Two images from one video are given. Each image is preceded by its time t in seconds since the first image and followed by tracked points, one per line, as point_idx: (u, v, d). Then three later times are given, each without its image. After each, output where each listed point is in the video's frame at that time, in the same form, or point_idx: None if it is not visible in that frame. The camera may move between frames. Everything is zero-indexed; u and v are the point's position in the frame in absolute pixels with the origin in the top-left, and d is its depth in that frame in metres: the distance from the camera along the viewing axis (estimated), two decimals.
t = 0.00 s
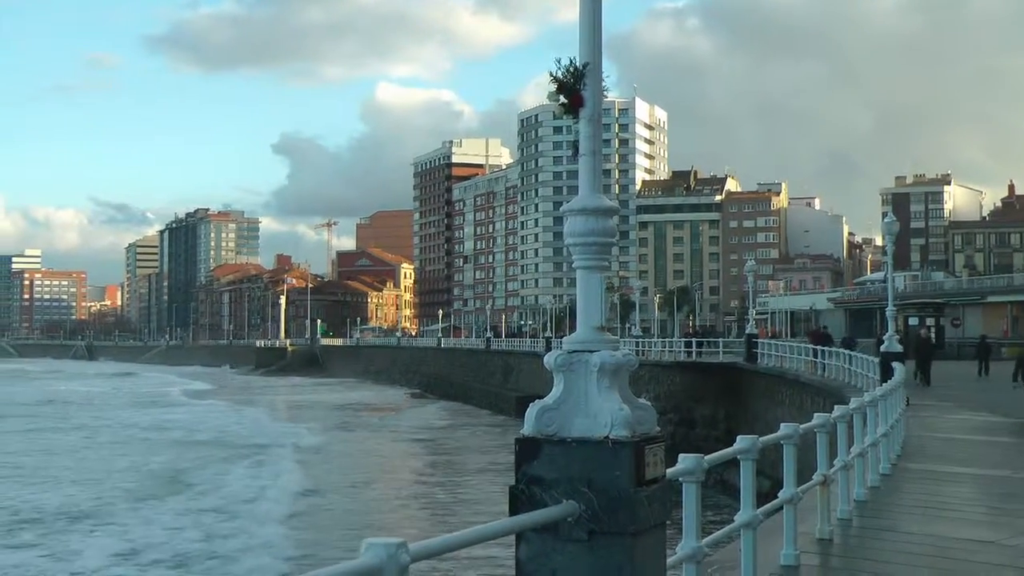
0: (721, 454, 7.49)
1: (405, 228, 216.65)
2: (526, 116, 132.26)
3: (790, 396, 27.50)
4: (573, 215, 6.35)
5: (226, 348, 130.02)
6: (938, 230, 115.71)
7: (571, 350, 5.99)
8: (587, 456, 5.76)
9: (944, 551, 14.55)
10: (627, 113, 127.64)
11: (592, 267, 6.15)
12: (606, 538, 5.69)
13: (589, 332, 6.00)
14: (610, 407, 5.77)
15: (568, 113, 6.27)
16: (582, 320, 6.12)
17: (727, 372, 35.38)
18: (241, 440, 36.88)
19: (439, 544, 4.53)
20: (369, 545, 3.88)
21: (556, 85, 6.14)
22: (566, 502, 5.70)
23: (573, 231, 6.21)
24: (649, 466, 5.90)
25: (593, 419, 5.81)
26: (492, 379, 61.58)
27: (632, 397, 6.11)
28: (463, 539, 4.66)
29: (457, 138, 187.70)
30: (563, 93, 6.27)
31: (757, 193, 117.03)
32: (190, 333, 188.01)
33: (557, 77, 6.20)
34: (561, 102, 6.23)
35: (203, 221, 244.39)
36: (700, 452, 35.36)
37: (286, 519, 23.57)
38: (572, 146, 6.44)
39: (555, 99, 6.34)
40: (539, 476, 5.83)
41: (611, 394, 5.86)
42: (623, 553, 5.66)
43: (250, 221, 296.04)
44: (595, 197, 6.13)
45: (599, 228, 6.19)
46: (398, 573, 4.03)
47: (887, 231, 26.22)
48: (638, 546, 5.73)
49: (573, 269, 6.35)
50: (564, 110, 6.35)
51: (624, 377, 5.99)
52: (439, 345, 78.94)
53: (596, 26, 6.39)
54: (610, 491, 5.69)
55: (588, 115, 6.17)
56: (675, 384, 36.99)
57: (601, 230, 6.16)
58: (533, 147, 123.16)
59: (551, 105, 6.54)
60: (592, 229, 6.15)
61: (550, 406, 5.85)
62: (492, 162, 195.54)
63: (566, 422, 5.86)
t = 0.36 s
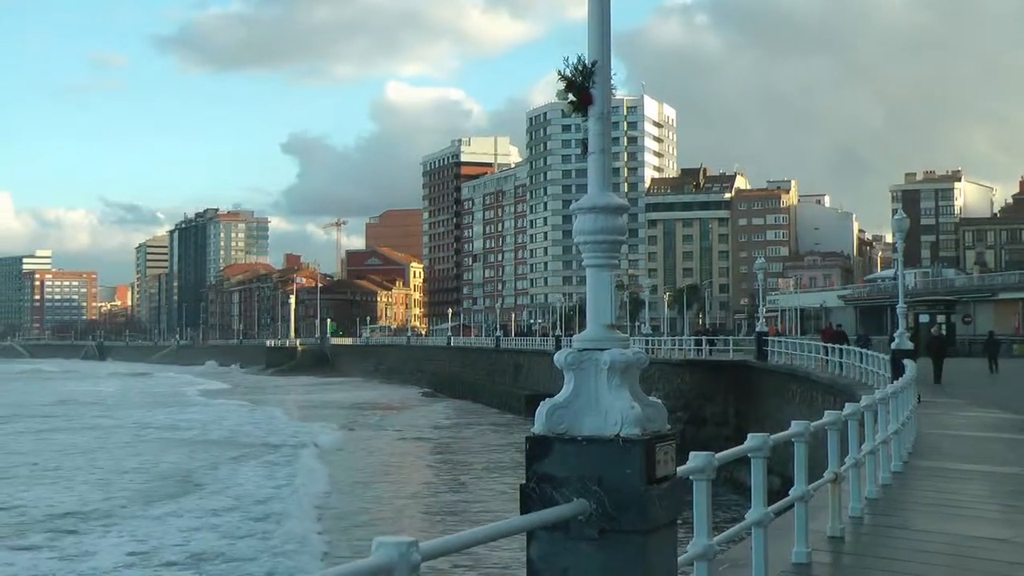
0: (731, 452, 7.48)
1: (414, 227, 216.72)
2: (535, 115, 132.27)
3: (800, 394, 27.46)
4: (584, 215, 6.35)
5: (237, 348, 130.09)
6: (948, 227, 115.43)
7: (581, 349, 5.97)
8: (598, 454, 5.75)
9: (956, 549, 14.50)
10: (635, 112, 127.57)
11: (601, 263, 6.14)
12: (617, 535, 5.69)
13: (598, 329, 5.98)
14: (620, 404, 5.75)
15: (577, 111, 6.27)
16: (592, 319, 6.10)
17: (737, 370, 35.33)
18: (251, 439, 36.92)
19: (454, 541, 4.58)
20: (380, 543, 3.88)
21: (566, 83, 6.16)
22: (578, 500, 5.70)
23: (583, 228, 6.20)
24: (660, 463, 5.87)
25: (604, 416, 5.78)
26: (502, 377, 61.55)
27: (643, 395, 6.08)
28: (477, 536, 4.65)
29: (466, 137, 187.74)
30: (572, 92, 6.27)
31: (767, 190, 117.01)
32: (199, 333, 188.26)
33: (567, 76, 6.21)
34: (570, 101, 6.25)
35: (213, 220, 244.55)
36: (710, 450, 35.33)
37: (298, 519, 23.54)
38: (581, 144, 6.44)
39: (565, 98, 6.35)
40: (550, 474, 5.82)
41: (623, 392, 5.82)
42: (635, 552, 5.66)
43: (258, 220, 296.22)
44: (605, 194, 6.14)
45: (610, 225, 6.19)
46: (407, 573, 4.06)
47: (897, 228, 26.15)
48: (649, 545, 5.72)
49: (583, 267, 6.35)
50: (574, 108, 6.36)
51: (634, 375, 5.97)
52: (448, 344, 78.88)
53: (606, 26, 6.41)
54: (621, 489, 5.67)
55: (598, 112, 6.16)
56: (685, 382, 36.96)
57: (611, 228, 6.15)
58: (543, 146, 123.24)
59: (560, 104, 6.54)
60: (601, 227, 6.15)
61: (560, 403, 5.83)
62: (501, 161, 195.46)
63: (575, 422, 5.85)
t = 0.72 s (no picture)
0: (752, 450, 7.48)
1: (432, 227, 216.75)
2: (553, 114, 132.33)
3: (821, 392, 27.37)
4: (602, 212, 6.36)
5: (256, 347, 130.40)
6: (970, 224, 114.82)
7: (602, 346, 5.95)
8: (619, 452, 5.73)
9: (980, 547, 14.43)
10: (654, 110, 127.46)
11: (622, 261, 6.14)
12: (637, 534, 5.68)
13: (619, 326, 5.97)
14: (640, 403, 5.73)
15: (597, 109, 6.29)
16: (613, 316, 6.10)
17: (758, 368, 35.25)
18: (271, 438, 36.97)
19: (475, 539, 4.60)
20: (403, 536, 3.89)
21: (585, 80, 6.18)
22: (600, 498, 5.70)
23: (602, 227, 6.21)
24: (681, 462, 5.85)
25: (625, 415, 5.76)
26: (522, 376, 61.48)
27: (663, 391, 6.07)
28: (498, 534, 4.66)
29: (484, 136, 187.81)
30: (592, 90, 6.31)
31: (786, 188, 117.16)
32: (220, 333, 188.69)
33: (587, 73, 6.23)
34: (590, 98, 6.27)
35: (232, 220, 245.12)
36: (731, 448, 35.29)
37: (319, 519, 23.53)
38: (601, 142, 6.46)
39: (585, 95, 6.36)
40: (571, 472, 5.80)
41: (643, 391, 5.80)
42: (657, 550, 5.66)
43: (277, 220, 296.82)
44: (625, 192, 6.14)
45: (629, 221, 6.19)
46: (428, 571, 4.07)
47: (918, 225, 26.03)
48: (670, 544, 5.72)
49: (602, 264, 6.35)
50: (593, 105, 6.37)
51: (654, 373, 5.95)
52: (468, 343, 78.83)
53: (625, 22, 6.42)
54: (642, 488, 5.66)
55: (618, 109, 6.19)
56: (706, 380, 36.90)
57: (630, 225, 6.15)
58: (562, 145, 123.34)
59: (580, 102, 6.55)
60: (621, 224, 6.15)
61: (581, 401, 5.82)
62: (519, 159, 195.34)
63: (597, 420, 5.83)
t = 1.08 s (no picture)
0: (770, 448, 7.47)
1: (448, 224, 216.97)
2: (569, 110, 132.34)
3: (838, 391, 27.30)
4: (620, 211, 6.37)
5: (273, 343, 130.73)
6: (988, 222, 114.22)
7: (619, 345, 5.95)
8: (636, 452, 5.73)
9: (996, 547, 14.39)
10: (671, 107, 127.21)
11: (640, 260, 6.15)
12: (654, 533, 5.69)
13: (637, 325, 5.97)
14: (658, 401, 5.73)
15: (614, 106, 6.29)
16: (630, 316, 6.09)
17: (774, 367, 35.21)
18: (286, 435, 37.12)
19: (492, 537, 4.63)
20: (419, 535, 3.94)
21: (602, 80, 6.19)
22: (615, 497, 5.71)
23: (619, 226, 6.21)
24: (698, 460, 5.84)
25: (643, 412, 5.77)
26: (538, 374, 61.52)
27: (680, 390, 6.05)
28: (513, 531, 4.69)
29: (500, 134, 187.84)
30: (608, 88, 6.32)
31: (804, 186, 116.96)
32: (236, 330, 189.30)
33: (604, 71, 6.23)
34: (607, 97, 6.28)
35: (249, 217, 245.90)
36: (746, 446, 35.25)
37: (336, 516, 23.55)
38: (619, 141, 6.46)
39: (602, 94, 6.37)
40: (588, 470, 5.82)
41: (661, 389, 5.79)
42: (673, 549, 5.68)
43: (294, 216, 297.28)
44: (642, 190, 6.14)
45: (646, 220, 6.20)
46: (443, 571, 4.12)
47: (936, 224, 25.93)
48: (687, 542, 5.73)
49: (619, 262, 6.35)
50: (610, 105, 6.40)
51: (672, 371, 5.93)
52: (484, 340, 78.86)
53: (643, 21, 6.42)
54: (657, 487, 5.67)
55: (635, 108, 6.18)
56: (721, 378, 36.90)
57: (648, 223, 6.16)
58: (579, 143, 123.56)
59: (598, 100, 6.56)
60: (639, 222, 6.15)
61: (598, 400, 5.83)
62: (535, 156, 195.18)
63: (614, 418, 5.83)
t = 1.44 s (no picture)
0: (786, 448, 7.44)
1: (462, 222, 217.15)
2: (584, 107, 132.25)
3: (853, 389, 27.23)
4: (635, 209, 6.33)
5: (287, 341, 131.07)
6: (1004, 219, 113.58)
7: (633, 343, 5.93)
8: (654, 448, 5.68)
9: (1012, 547, 14.30)
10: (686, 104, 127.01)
11: (654, 256, 6.10)
12: (669, 532, 5.64)
13: (651, 323, 5.94)
14: (673, 399, 5.70)
15: (630, 105, 6.28)
16: (644, 312, 6.06)
17: (790, 365, 35.12)
18: (301, 432, 37.23)
19: (507, 532, 4.60)
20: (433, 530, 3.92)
21: (618, 78, 6.17)
22: (629, 494, 5.67)
23: (634, 223, 6.19)
24: (714, 458, 5.79)
25: (658, 410, 5.73)
26: (552, 372, 61.50)
27: (695, 387, 6.02)
28: (529, 528, 4.65)
29: (514, 131, 187.80)
30: (623, 86, 6.31)
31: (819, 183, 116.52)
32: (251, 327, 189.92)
33: (619, 68, 6.22)
34: (622, 94, 6.27)
35: (263, 215, 246.52)
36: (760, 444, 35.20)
37: (349, 514, 23.56)
38: (634, 139, 6.45)
39: (618, 92, 6.35)
40: (603, 468, 5.78)
41: (676, 387, 5.76)
42: (689, 548, 5.62)
43: (308, 214, 298.00)
44: (657, 188, 6.11)
45: (660, 217, 6.16)
46: (460, 570, 4.09)
47: (952, 221, 25.80)
48: (702, 541, 5.67)
49: (636, 262, 6.30)
50: (626, 101, 6.38)
51: (687, 368, 5.90)
52: (498, 338, 78.91)
53: (658, 19, 6.40)
54: (673, 485, 5.62)
55: (650, 106, 6.17)
56: (735, 376, 36.86)
57: (663, 221, 6.12)
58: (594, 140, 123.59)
59: (612, 98, 6.56)
60: (654, 220, 6.11)
61: (613, 398, 5.81)
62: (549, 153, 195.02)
63: (628, 415, 5.81)
